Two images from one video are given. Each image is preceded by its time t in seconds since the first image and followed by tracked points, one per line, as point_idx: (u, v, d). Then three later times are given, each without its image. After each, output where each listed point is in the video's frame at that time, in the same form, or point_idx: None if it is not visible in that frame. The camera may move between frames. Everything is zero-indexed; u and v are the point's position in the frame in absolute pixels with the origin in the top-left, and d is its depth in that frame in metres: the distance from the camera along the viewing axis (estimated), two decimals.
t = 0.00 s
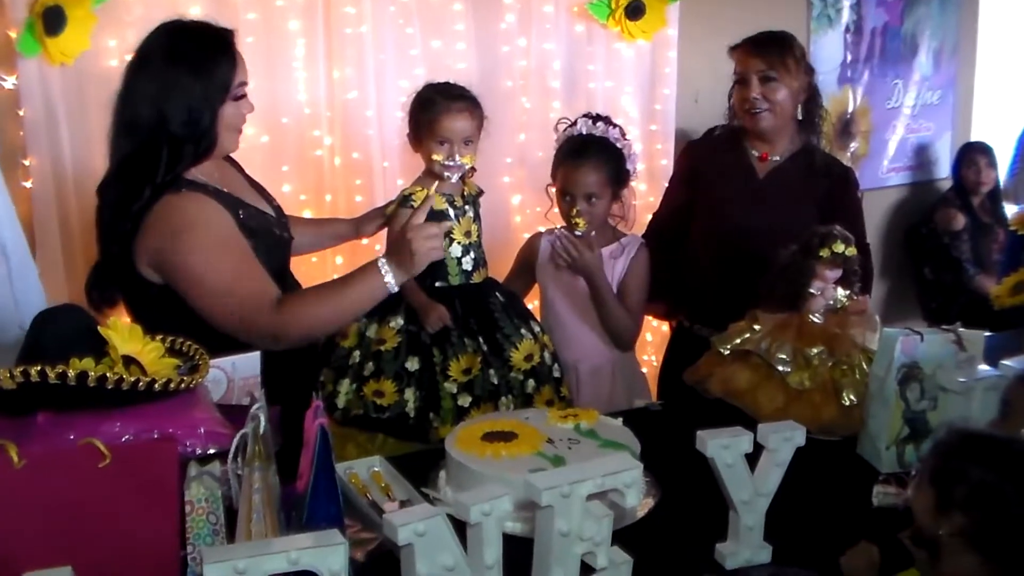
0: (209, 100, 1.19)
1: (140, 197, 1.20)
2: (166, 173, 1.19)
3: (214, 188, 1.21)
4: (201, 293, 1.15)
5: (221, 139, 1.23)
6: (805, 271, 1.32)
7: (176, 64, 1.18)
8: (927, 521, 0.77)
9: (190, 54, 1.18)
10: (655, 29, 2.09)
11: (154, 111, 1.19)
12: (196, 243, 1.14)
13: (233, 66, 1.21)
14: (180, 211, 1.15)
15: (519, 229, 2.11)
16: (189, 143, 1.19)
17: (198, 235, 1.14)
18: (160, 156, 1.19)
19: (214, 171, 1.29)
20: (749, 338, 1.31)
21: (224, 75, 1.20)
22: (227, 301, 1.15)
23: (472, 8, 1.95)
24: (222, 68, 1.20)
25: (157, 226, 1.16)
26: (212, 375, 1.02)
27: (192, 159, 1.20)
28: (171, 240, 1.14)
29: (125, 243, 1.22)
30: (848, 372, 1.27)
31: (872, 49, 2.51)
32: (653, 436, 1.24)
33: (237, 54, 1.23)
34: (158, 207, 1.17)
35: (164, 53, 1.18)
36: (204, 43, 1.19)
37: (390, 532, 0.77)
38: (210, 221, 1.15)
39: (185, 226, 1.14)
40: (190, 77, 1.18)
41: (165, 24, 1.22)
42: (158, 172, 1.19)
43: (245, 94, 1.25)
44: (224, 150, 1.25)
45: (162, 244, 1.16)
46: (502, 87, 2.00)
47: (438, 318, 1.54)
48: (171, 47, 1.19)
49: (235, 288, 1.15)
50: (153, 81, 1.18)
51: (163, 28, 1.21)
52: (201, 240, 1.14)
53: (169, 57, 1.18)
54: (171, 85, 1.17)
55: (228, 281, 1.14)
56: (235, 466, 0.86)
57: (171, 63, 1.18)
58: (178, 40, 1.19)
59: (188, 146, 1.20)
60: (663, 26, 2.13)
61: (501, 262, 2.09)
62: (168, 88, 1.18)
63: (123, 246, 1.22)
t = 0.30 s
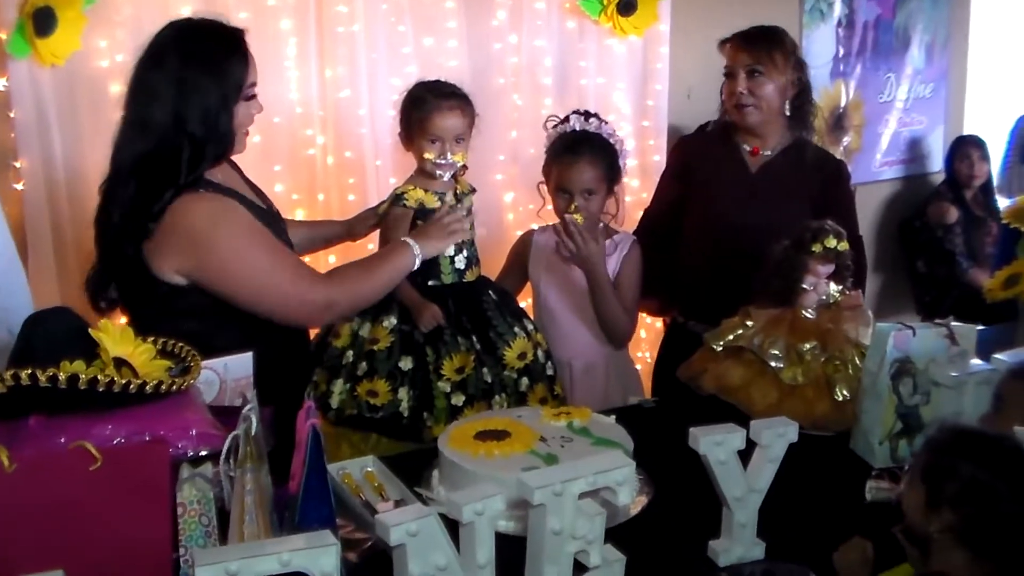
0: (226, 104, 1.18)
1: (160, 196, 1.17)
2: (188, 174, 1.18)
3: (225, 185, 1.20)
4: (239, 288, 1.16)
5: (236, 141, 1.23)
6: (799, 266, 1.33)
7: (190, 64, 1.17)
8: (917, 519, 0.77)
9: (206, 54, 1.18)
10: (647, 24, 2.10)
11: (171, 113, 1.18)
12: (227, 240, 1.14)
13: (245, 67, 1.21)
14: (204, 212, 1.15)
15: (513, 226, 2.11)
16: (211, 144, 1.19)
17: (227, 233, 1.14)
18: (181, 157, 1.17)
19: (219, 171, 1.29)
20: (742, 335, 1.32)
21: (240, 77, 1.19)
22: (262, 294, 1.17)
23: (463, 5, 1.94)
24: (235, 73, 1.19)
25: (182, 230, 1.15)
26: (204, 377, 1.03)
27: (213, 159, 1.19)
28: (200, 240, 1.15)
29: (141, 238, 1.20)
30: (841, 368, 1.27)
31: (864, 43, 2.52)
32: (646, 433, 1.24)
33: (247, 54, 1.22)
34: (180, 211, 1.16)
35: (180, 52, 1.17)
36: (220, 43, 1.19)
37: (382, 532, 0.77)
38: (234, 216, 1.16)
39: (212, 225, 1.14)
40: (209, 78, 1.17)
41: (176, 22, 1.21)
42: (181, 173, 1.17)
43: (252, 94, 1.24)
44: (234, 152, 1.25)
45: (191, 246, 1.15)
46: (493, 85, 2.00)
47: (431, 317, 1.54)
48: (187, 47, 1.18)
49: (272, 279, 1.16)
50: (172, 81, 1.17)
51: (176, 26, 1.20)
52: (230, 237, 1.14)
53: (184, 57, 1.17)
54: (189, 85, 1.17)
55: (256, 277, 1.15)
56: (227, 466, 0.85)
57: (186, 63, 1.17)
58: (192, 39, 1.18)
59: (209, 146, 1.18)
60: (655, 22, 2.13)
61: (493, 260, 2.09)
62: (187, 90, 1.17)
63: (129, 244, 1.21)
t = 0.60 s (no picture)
0: (194, 93, 1.19)
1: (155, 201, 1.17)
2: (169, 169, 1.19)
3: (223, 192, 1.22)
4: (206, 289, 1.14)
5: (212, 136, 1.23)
6: (788, 268, 1.33)
7: (165, 59, 1.19)
8: (907, 520, 0.78)
9: (183, 51, 1.19)
10: (635, 28, 2.12)
11: (147, 109, 1.20)
12: (204, 238, 1.14)
13: (222, 61, 1.21)
14: (188, 207, 1.15)
15: (503, 230, 2.11)
16: (185, 137, 1.20)
17: (205, 230, 1.14)
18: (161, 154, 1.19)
19: (211, 171, 1.30)
20: (732, 337, 1.31)
21: (209, 74, 1.20)
22: (227, 299, 1.15)
23: (452, 9, 1.94)
24: (208, 66, 1.20)
25: (165, 224, 1.16)
26: (196, 383, 1.02)
27: (191, 154, 1.20)
28: (178, 235, 1.15)
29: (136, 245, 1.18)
30: (832, 369, 1.27)
31: (852, 46, 2.52)
32: (638, 436, 1.25)
33: (226, 49, 1.23)
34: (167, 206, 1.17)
35: (158, 50, 1.20)
36: (201, 40, 1.21)
37: (376, 537, 0.77)
38: (218, 216, 1.15)
39: (193, 220, 1.14)
40: (179, 71, 1.19)
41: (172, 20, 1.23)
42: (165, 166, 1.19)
43: (227, 88, 1.23)
44: (220, 146, 1.25)
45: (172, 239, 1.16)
46: (482, 89, 2.01)
47: (420, 322, 1.55)
48: (165, 45, 1.20)
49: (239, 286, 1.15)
50: (149, 77, 1.19)
51: (158, 27, 1.23)
52: (208, 234, 1.14)
53: (161, 54, 1.19)
54: (161, 80, 1.18)
55: (220, 281, 1.14)
56: (221, 471, 0.84)
57: (162, 60, 1.19)
58: (173, 40, 1.20)
59: (185, 139, 1.20)
60: (644, 25, 2.13)
61: (484, 264, 2.10)
62: (158, 84, 1.18)
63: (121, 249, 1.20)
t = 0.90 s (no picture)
0: (176, 97, 1.19)
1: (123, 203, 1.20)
2: (144, 173, 1.20)
3: (206, 190, 1.22)
4: (181, 293, 1.15)
5: (192, 139, 1.23)
6: (787, 270, 1.34)
7: (150, 60, 1.19)
8: (914, 527, 0.79)
9: (166, 54, 1.19)
10: (631, 32, 2.12)
11: (129, 111, 1.20)
12: (187, 243, 1.14)
13: (207, 65, 1.21)
14: (168, 209, 1.16)
15: (501, 235, 2.11)
16: (162, 141, 1.20)
17: (184, 233, 1.14)
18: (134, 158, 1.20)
19: (201, 174, 1.30)
20: (732, 339, 1.32)
21: (196, 78, 1.20)
22: (202, 307, 1.15)
23: (449, 14, 1.95)
24: (195, 73, 1.20)
25: (151, 226, 1.16)
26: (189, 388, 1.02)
27: (167, 162, 1.20)
28: (163, 238, 1.15)
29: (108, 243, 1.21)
30: (832, 371, 1.27)
31: (848, 48, 2.53)
32: (639, 439, 1.25)
33: (214, 53, 1.23)
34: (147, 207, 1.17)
35: (140, 53, 1.20)
36: (191, 45, 1.20)
37: (377, 543, 0.77)
38: (198, 219, 1.16)
39: (179, 225, 1.15)
40: (163, 73, 1.19)
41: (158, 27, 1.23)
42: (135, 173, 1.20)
43: (220, 94, 1.23)
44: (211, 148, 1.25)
45: (149, 242, 1.16)
46: (479, 94, 2.01)
47: (418, 328, 1.55)
48: (148, 48, 1.20)
49: (214, 293, 1.15)
50: (134, 80, 1.19)
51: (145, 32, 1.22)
52: (186, 238, 1.14)
53: (147, 56, 1.19)
54: (144, 80, 1.19)
55: (201, 288, 1.15)
56: (222, 479, 0.84)
57: (150, 62, 1.19)
58: (161, 45, 1.20)
59: (161, 143, 1.20)
60: (640, 29, 2.14)
61: (483, 270, 2.10)
62: (139, 87, 1.19)
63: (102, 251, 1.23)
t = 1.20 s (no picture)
0: (197, 105, 1.18)
1: (144, 203, 1.17)
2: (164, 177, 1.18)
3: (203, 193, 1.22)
4: (193, 294, 1.15)
5: (209, 142, 1.23)
6: (790, 270, 1.34)
7: (162, 67, 1.17)
8: (929, 523, 0.84)
9: (179, 59, 1.18)
10: (632, 32, 2.13)
11: (143, 124, 1.17)
12: (194, 245, 1.14)
13: (216, 71, 1.21)
14: (175, 212, 1.16)
15: (503, 235, 2.11)
16: (188, 143, 1.19)
17: (190, 235, 1.15)
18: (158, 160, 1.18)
19: (194, 178, 1.29)
20: (735, 339, 1.31)
21: (209, 85, 1.19)
22: (214, 307, 1.16)
23: (450, 15, 1.94)
24: (207, 77, 1.19)
25: (155, 232, 1.16)
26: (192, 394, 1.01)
27: (190, 159, 1.20)
28: (169, 242, 1.15)
29: (119, 251, 1.18)
30: (835, 370, 1.27)
31: (850, 46, 2.52)
32: (641, 440, 1.24)
33: (218, 58, 1.22)
34: (151, 211, 1.16)
35: (150, 56, 1.17)
36: (194, 48, 1.19)
37: (379, 544, 0.77)
38: (203, 221, 1.16)
39: (183, 227, 1.15)
40: (182, 79, 1.17)
41: (142, 31, 1.21)
42: (161, 175, 1.18)
43: (224, 98, 1.23)
44: (210, 153, 1.25)
45: (156, 245, 1.16)
46: (480, 95, 2.01)
47: (421, 329, 1.52)
48: (157, 52, 1.18)
49: (226, 292, 1.16)
50: (143, 88, 1.17)
51: (141, 34, 1.20)
52: (195, 239, 1.15)
53: (153, 60, 1.17)
54: (162, 88, 1.17)
55: (212, 289, 1.15)
56: (224, 479, 0.84)
57: (157, 66, 1.17)
58: (159, 47, 1.18)
59: (186, 147, 1.19)
60: (641, 29, 2.13)
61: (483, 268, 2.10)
62: (159, 93, 1.17)
63: (111, 257, 1.19)
